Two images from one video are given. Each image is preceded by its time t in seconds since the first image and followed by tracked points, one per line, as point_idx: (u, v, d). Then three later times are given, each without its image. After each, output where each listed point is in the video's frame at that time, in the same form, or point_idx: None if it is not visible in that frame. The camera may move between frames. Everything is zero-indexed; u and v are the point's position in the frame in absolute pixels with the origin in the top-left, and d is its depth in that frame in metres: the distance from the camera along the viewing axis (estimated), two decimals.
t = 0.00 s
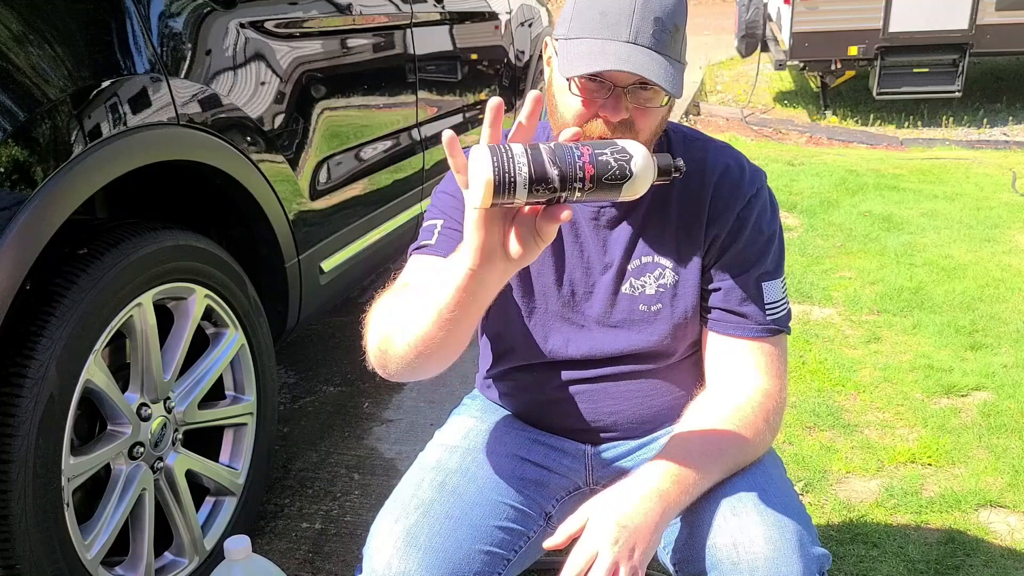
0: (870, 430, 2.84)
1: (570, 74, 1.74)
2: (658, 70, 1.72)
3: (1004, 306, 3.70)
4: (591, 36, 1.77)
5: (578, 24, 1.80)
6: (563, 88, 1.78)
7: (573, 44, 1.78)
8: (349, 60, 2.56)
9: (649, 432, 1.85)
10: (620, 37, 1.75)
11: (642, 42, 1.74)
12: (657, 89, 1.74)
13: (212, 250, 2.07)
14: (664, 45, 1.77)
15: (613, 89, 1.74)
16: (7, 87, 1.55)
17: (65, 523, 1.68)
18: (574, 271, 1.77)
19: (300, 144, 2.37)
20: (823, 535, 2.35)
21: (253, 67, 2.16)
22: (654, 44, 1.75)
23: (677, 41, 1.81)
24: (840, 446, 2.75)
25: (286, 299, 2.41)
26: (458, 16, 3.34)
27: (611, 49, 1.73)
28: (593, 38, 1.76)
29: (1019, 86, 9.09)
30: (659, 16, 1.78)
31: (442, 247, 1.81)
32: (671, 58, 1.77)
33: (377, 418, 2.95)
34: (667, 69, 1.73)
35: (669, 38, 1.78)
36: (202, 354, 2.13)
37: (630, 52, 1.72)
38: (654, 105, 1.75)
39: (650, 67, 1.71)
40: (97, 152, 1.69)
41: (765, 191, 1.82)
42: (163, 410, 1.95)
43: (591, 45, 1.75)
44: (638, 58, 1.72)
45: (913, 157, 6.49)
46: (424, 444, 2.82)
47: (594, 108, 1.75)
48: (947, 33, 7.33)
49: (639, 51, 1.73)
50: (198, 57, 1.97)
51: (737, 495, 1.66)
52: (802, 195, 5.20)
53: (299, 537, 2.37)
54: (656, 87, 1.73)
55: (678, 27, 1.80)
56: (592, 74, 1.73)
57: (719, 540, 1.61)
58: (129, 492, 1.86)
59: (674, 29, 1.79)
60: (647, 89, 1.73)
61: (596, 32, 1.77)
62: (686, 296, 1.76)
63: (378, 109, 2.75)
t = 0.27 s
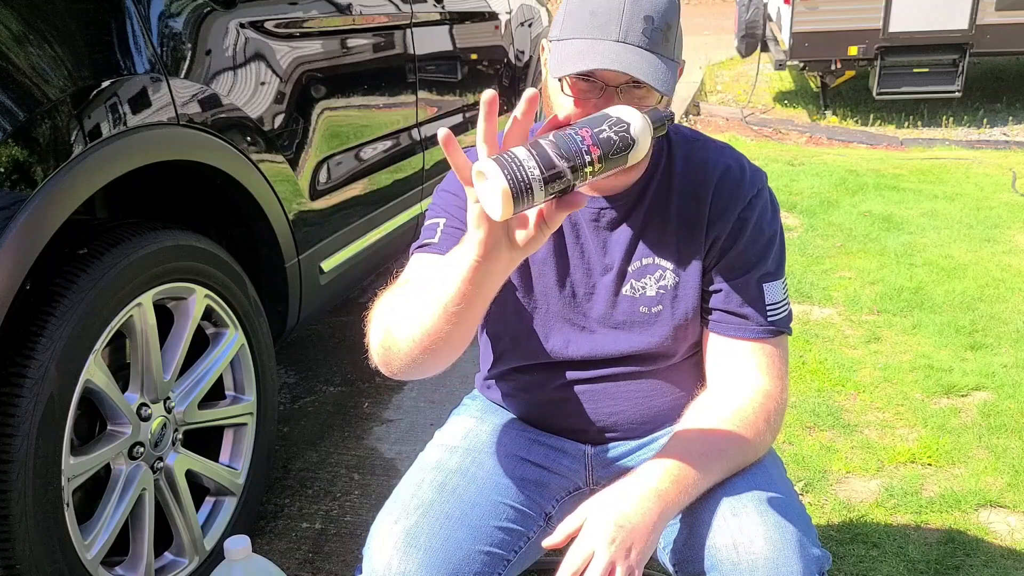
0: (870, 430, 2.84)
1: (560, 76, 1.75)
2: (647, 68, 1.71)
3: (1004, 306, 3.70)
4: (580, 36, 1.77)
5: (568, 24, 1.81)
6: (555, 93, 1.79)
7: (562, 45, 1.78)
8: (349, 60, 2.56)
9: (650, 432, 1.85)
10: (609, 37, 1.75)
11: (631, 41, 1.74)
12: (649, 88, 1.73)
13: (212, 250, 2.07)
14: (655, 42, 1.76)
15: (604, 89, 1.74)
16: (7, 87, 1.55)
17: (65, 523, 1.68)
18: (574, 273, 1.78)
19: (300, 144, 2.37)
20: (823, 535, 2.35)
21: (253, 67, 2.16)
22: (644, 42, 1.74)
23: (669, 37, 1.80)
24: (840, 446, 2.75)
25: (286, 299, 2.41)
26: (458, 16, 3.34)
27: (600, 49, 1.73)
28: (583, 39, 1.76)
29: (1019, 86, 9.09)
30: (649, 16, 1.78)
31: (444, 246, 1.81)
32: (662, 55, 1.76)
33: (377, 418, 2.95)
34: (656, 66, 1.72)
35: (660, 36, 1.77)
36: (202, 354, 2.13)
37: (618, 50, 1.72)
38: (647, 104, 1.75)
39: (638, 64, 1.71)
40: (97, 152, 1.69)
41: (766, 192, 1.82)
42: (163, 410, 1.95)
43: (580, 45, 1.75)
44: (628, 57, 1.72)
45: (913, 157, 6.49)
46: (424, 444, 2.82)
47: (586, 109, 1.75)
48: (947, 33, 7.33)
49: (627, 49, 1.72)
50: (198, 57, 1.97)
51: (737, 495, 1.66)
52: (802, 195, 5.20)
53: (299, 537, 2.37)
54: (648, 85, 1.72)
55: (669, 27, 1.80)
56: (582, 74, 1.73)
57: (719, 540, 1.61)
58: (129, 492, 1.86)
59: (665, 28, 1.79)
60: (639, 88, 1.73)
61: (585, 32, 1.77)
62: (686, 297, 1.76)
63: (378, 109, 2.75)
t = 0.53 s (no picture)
0: (870, 430, 2.84)
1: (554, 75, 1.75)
2: (641, 65, 1.71)
3: (1004, 306, 3.70)
4: (575, 35, 1.77)
5: (563, 23, 1.81)
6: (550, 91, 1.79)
7: (557, 45, 1.79)
8: (349, 60, 2.56)
9: (650, 432, 1.85)
10: (603, 34, 1.75)
11: (625, 39, 1.74)
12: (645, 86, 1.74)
13: (212, 250, 2.08)
14: (650, 39, 1.76)
15: (599, 87, 1.74)
16: (7, 87, 1.55)
17: (65, 523, 1.68)
18: (573, 274, 1.78)
19: (300, 144, 2.37)
20: (823, 535, 2.35)
21: (253, 67, 2.16)
22: (638, 39, 1.74)
23: (664, 34, 1.79)
24: (840, 446, 2.75)
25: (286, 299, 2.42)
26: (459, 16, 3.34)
27: (593, 47, 1.73)
28: (576, 37, 1.77)
29: (1019, 86, 9.09)
30: (644, 13, 1.77)
31: (446, 252, 1.79)
32: (657, 53, 1.75)
33: (377, 418, 2.95)
34: (649, 63, 1.72)
35: (655, 33, 1.77)
36: (202, 354, 2.13)
37: (610, 49, 1.72)
38: (642, 102, 1.75)
39: (629, 62, 1.71)
40: (97, 152, 1.69)
41: (766, 192, 1.82)
42: (163, 410, 1.95)
43: (574, 45, 1.76)
44: (621, 54, 1.72)
45: (913, 157, 6.49)
46: (424, 444, 2.82)
47: (582, 108, 1.75)
48: (947, 33, 7.33)
49: (619, 47, 1.73)
50: (198, 58, 1.97)
51: (736, 495, 1.66)
52: (802, 195, 5.20)
53: (299, 536, 2.37)
54: (643, 83, 1.72)
55: (664, 24, 1.79)
56: (576, 73, 1.73)
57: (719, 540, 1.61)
58: (129, 492, 1.86)
59: (660, 25, 1.78)
60: (634, 86, 1.73)
61: (579, 31, 1.78)
62: (686, 298, 1.76)
63: (378, 109, 2.75)
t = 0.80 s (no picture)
0: (870, 430, 2.84)
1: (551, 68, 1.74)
2: (637, 59, 1.70)
3: (1004, 306, 3.70)
4: (571, 29, 1.75)
5: (559, 17, 1.79)
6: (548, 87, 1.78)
7: (553, 38, 1.76)
8: (349, 60, 2.56)
9: (650, 432, 1.85)
10: (599, 28, 1.73)
11: (621, 33, 1.72)
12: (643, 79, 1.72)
13: (212, 250, 2.08)
14: (646, 33, 1.73)
15: (596, 81, 1.73)
16: (7, 87, 1.55)
17: (65, 523, 1.68)
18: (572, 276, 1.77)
19: (300, 144, 2.36)
20: (823, 535, 2.35)
21: (253, 67, 2.16)
22: (634, 34, 1.72)
23: (661, 27, 1.77)
24: (840, 446, 2.75)
25: (286, 299, 2.42)
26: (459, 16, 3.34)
27: (590, 41, 1.71)
28: (573, 31, 1.74)
29: (1018, 86, 9.09)
30: (641, 7, 1.76)
31: (448, 283, 1.81)
32: (654, 47, 1.73)
33: (377, 418, 2.95)
34: (647, 58, 1.70)
35: (652, 27, 1.75)
36: (202, 354, 2.13)
37: (607, 43, 1.70)
38: (641, 95, 1.73)
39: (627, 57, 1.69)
40: (97, 152, 1.69)
41: (765, 192, 1.82)
42: (163, 410, 1.95)
43: (570, 38, 1.73)
44: (618, 49, 1.70)
45: (913, 156, 6.49)
46: (424, 444, 2.82)
47: (580, 102, 1.73)
48: (947, 33, 7.33)
49: (616, 41, 1.71)
50: (198, 57, 1.97)
51: (736, 495, 1.67)
52: (802, 195, 5.20)
53: (299, 536, 2.37)
54: (642, 77, 1.71)
55: (662, 18, 1.78)
56: (572, 65, 1.72)
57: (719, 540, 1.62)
58: (129, 492, 1.86)
59: (658, 19, 1.76)
60: (632, 79, 1.72)
61: (575, 25, 1.75)
62: (686, 298, 1.76)
63: (378, 109, 2.75)
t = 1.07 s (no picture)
0: (870, 430, 2.84)
1: (542, 70, 1.78)
2: (625, 54, 1.72)
3: (1004, 306, 3.70)
4: (561, 29, 1.78)
5: (549, 18, 1.82)
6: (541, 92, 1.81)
7: (542, 40, 1.79)
8: (349, 60, 2.56)
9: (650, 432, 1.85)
10: (588, 27, 1.76)
11: (610, 30, 1.74)
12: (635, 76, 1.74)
13: (212, 250, 2.07)
14: (636, 31, 1.76)
15: (589, 81, 1.76)
16: (7, 87, 1.56)
17: (65, 523, 1.68)
18: (572, 280, 1.78)
19: (300, 144, 2.36)
20: (823, 535, 2.35)
21: (253, 67, 2.16)
22: (623, 31, 1.74)
23: (652, 24, 1.79)
24: (840, 446, 2.75)
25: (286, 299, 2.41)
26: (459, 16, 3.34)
27: (579, 40, 1.74)
28: (562, 31, 1.77)
29: (1019, 86, 9.09)
30: (629, 5, 1.78)
31: (450, 304, 1.85)
32: (644, 43, 1.75)
33: (377, 418, 2.94)
34: (638, 53, 1.73)
35: (642, 24, 1.77)
36: (202, 355, 2.13)
37: (597, 40, 1.73)
38: (634, 93, 1.75)
39: (617, 52, 1.72)
40: (97, 152, 1.69)
41: (759, 185, 1.82)
42: (163, 410, 1.95)
43: (560, 38, 1.77)
44: (606, 46, 1.72)
45: (913, 156, 6.49)
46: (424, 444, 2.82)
47: (571, 103, 1.76)
48: (947, 33, 7.33)
49: (606, 38, 1.73)
50: (198, 58, 1.97)
51: (736, 494, 1.66)
52: (802, 195, 5.20)
53: (299, 537, 2.37)
54: (633, 73, 1.73)
55: (652, 14, 1.80)
56: (563, 65, 1.75)
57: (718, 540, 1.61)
58: (129, 492, 1.86)
59: (647, 16, 1.79)
60: (624, 77, 1.75)
61: (566, 24, 1.78)
62: (684, 295, 1.77)
63: (378, 110, 2.75)
